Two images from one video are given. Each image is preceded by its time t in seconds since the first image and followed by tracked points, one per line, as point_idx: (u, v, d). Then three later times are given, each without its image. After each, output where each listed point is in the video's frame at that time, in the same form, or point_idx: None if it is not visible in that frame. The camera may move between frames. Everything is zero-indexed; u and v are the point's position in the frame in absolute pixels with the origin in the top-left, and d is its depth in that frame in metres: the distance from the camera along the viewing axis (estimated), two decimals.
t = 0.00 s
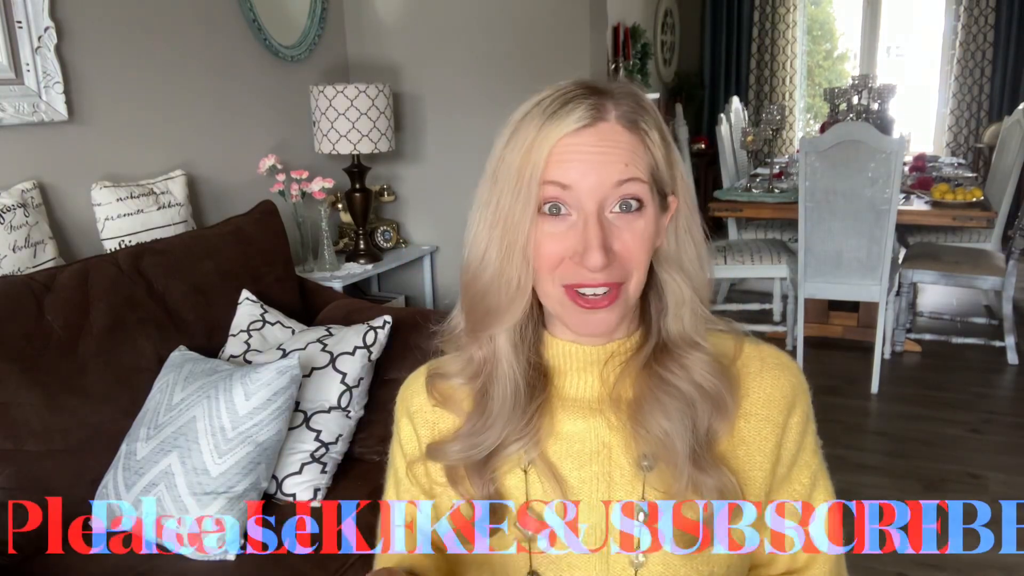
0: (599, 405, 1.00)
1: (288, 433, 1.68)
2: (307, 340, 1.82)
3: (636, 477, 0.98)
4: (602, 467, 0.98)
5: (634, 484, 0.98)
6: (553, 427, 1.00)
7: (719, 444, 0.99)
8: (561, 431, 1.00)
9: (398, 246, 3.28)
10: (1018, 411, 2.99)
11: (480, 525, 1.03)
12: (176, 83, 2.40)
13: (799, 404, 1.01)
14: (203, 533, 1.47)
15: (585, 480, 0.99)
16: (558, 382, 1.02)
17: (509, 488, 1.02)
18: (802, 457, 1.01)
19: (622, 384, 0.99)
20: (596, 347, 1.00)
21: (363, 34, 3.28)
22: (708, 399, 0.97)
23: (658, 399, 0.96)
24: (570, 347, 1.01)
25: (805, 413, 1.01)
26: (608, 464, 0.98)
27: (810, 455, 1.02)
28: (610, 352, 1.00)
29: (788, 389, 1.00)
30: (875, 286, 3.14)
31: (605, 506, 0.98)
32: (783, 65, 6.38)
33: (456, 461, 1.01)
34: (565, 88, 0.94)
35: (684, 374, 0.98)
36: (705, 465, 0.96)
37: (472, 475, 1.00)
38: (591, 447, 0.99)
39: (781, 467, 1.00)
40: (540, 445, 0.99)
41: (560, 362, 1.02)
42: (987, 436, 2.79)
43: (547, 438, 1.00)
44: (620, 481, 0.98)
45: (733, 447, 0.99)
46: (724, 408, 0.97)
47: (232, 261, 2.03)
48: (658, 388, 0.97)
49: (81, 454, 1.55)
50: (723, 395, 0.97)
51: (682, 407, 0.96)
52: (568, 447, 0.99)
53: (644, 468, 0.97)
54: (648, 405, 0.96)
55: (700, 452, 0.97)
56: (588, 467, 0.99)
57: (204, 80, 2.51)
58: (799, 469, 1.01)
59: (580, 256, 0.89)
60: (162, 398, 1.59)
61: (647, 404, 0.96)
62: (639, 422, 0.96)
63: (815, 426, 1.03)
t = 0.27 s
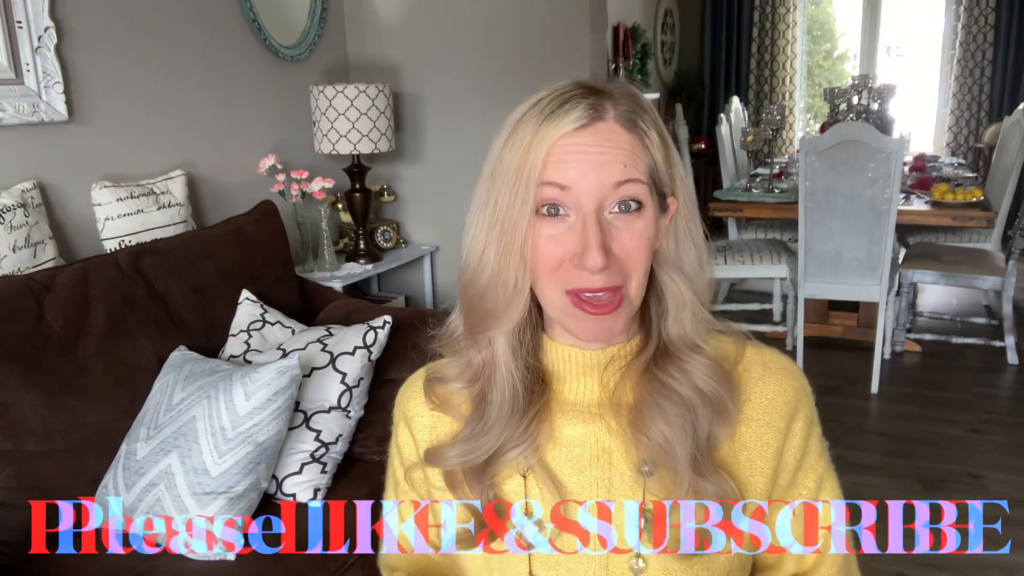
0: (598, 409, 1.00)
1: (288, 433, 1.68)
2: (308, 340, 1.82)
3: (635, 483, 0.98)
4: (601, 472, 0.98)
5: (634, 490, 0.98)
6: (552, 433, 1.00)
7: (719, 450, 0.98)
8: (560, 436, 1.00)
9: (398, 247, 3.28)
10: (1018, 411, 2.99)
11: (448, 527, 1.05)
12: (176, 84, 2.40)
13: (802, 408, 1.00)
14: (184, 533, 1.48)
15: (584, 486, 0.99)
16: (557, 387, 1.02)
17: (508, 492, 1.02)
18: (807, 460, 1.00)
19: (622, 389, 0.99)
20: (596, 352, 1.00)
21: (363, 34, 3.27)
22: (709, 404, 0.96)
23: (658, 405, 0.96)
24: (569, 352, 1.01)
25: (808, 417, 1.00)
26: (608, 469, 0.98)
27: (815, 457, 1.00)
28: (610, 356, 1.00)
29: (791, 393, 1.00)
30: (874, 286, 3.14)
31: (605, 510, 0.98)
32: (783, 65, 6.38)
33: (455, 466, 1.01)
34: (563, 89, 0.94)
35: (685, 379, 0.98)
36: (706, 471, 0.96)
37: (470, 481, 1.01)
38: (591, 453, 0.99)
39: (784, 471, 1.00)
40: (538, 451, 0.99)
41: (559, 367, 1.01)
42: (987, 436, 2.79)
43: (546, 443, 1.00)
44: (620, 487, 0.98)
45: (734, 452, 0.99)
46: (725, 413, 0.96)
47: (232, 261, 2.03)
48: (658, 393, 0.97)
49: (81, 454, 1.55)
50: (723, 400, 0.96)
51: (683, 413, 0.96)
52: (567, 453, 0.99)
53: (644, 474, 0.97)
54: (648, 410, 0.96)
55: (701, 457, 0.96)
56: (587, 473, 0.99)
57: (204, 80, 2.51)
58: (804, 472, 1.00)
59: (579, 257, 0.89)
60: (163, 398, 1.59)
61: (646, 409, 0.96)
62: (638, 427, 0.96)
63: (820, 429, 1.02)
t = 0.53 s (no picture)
0: (598, 412, 1.00)
1: (288, 433, 1.68)
2: (308, 340, 1.82)
3: (634, 485, 0.97)
4: (599, 474, 0.98)
5: (633, 492, 0.97)
6: (551, 435, 1.00)
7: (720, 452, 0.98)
8: (559, 438, 1.00)
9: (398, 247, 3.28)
10: (1018, 411, 2.99)
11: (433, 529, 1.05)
12: (176, 83, 2.40)
13: (802, 410, 1.00)
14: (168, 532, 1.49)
15: (582, 488, 0.98)
16: (556, 388, 1.02)
17: (506, 493, 1.01)
18: (804, 461, 1.01)
19: (621, 391, 0.99)
20: (596, 353, 1.00)
21: (363, 34, 3.28)
22: (708, 406, 0.96)
23: (657, 407, 0.96)
24: (568, 352, 1.01)
25: (808, 419, 1.00)
26: (606, 471, 0.98)
27: (813, 458, 1.01)
28: (610, 356, 1.00)
29: (791, 395, 1.00)
30: (874, 286, 3.14)
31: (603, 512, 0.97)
32: (783, 65, 6.38)
33: (454, 466, 1.01)
34: (562, 89, 0.94)
35: (684, 380, 0.98)
36: (704, 474, 0.96)
37: (469, 482, 1.01)
38: (589, 455, 0.98)
39: (783, 473, 1.00)
40: (537, 452, 0.99)
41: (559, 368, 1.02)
42: (986, 436, 2.79)
43: (545, 445, 1.00)
44: (619, 489, 0.98)
45: (733, 454, 0.98)
46: (724, 415, 0.96)
47: (232, 262, 2.03)
48: (657, 394, 0.97)
49: (81, 454, 1.55)
50: (723, 402, 0.97)
51: (682, 415, 0.96)
52: (566, 455, 0.99)
53: (643, 475, 0.97)
54: (647, 412, 0.96)
55: (700, 460, 0.96)
56: (585, 475, 0.98)
57: (204, 80, 2.51)
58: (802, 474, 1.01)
59: (577, 256, 0.89)
60: (162, 398, 1.59)
61: (645, 411, 0.96)
62: (637, 429, 0.96)
63: (819, 430, 1.02)
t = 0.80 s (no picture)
0: (598, 411, 1.00)
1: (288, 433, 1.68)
2: (308, 340, 1.82)
3: (633, 484, 0.97)
4: (598, 474, 0.98)
5: (632, 492, 0.97)
6: (551, 433, 1.00)
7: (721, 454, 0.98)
8: (558, 436, 1.00)
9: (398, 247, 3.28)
10: (1018, 411, 2.99)
11: (434, 530, 1.05)
12: (176, 83, 2.40)
13: (802, 411, 1.00)
14: (168, 532, 1.49)
15: (581, 487, 0.98)
16: (556, 387, 1.02)
17: (505, 491, 1.01)
18: (808, 464, 1.00)
19: (621, 391, 0.99)
20: (596, 351, 1.00)
21: (363, 34, 3.28)
22: (708, 405, 0.97)
23: (657, 405, 0.96)
24: (567, 351, 1.01)
25: (809, 424, 1.00)
26: (605, 470, 0.98)
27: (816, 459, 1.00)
28: (610, 355, 1.00)
29: (791, 397, 1.00)
30: (874, 286, 3.14)
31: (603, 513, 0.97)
32: (783, 65, 6.38)
33: (454, 464, 1.01)
34: (562, 82, 0.95)
35: (684, 379, 0.98)
36: (705, 474, 0.96)
37: (468, 480, 1.01)
38: (588, 454, 0.98)
39: (785, 474, 0.99)
40: (537, 451, 0.99)
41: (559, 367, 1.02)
42: (986, 436, 2.79)
43: (545, 443, 1.00)
44: (618, 489, 0.98)
45: (733, 454, 0.98)
46: (724, 414, 0.97)
47: (232, 262, 2.03)
48: (657, 393, 0.97)
49: (81, 454, 1.55)
50: (723, 401, 0.97)
51: (681, 414, 0.96)
52: (566, 453, 0.99)
53: (643, 475, 0.97)
54: (647, 411, 0.96)
55: (700, 459, 0.96)
56: (584, 473, 0.98)
57: (204, 80, 2.51)
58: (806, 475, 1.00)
59: (577, 243, 0.89)
60: (162, 398, 1.59)
61: (646, 410, 0.96)
62: (637, 427, 0.96)
63: (821, 432, 1.02)
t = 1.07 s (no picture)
0: (604, 405, 1.00)
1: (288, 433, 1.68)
2: (308, 340, 1.82)
3: (640, 476, 0.97)
4: (605, 465, 0.98)
5: (638, 485, 0.97)
6: (557, 427, 1.00)
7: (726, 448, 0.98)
8: (564, 428, 1.00)
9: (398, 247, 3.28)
10: (1018, 411, 2.99)
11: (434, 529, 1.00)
12: (176, 83, 2.40)
13: (807, 407, 0.98)
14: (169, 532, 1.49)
15: (588, 479, 0.98)
16: (562, 380, 1.02)
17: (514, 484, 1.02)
18: (813, 458, 0.96)
19: (626, 385, 0.99)
20: (602, 344, 1.00)
21: (363, 34, 3.28)
22: (713, 400, 0.96)
23: (661, 399, 0.96)
24: (574, 343, 1.01)
25: (816, 417, 0.98)
26: (611, 462, 0.98)
27: (823, 460, 0.96)
28: (616, 349, 1.00)
29: (795, 392, 0.98)
30: (875, 286, 3.14)
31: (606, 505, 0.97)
32: (783, 65, 6.38)
33: (461, 454, 1.01)
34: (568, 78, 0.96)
35: (690, 374, 0.98)
36: (710, 467, 0.96)
37: (474, 470, 1.01)
38: (594, 447, 0.98)
39: (789, 472, 0.97)
40: (544, 443, 0.99)
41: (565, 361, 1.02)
42: (986, 436, 2.79)
43: (551, 436, 0.99)
44: (623, 481, 0.98)
45: (737, 448, 0.99)
46: (729, 408, 0.96)
47: (232, 261, 2.03)
48: (662, 386, 0.97)
49: (81, 454, 1.54)
50: (727, 396, 0.96)
51: (686, 408, 0.96)
52: (572, 446, 0.99)
53: (648, 467, 0.97)
54: (652, 404, 0.96)
55: (705, 453, 0.96)
56: (589, 464, 0.98)
57: (204, 80, 2.51)
58: (804, 477, 0.96)
59: (582, 235, 0.89)
60: (162, 398, 1.59)
61: (650, 403, 0.96)
62: (642, 421, 0.96)
63: (829, 430, 0.98)
